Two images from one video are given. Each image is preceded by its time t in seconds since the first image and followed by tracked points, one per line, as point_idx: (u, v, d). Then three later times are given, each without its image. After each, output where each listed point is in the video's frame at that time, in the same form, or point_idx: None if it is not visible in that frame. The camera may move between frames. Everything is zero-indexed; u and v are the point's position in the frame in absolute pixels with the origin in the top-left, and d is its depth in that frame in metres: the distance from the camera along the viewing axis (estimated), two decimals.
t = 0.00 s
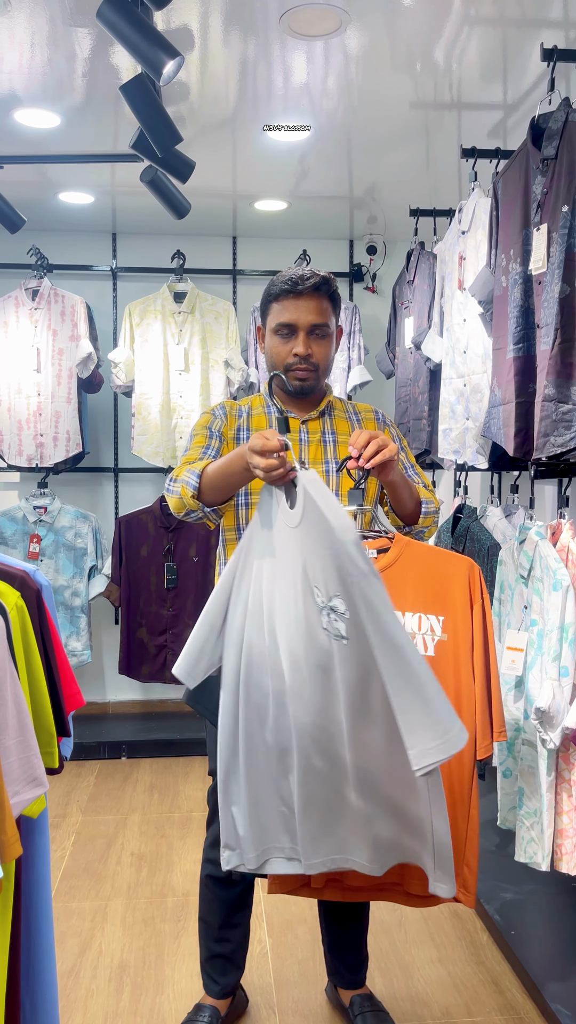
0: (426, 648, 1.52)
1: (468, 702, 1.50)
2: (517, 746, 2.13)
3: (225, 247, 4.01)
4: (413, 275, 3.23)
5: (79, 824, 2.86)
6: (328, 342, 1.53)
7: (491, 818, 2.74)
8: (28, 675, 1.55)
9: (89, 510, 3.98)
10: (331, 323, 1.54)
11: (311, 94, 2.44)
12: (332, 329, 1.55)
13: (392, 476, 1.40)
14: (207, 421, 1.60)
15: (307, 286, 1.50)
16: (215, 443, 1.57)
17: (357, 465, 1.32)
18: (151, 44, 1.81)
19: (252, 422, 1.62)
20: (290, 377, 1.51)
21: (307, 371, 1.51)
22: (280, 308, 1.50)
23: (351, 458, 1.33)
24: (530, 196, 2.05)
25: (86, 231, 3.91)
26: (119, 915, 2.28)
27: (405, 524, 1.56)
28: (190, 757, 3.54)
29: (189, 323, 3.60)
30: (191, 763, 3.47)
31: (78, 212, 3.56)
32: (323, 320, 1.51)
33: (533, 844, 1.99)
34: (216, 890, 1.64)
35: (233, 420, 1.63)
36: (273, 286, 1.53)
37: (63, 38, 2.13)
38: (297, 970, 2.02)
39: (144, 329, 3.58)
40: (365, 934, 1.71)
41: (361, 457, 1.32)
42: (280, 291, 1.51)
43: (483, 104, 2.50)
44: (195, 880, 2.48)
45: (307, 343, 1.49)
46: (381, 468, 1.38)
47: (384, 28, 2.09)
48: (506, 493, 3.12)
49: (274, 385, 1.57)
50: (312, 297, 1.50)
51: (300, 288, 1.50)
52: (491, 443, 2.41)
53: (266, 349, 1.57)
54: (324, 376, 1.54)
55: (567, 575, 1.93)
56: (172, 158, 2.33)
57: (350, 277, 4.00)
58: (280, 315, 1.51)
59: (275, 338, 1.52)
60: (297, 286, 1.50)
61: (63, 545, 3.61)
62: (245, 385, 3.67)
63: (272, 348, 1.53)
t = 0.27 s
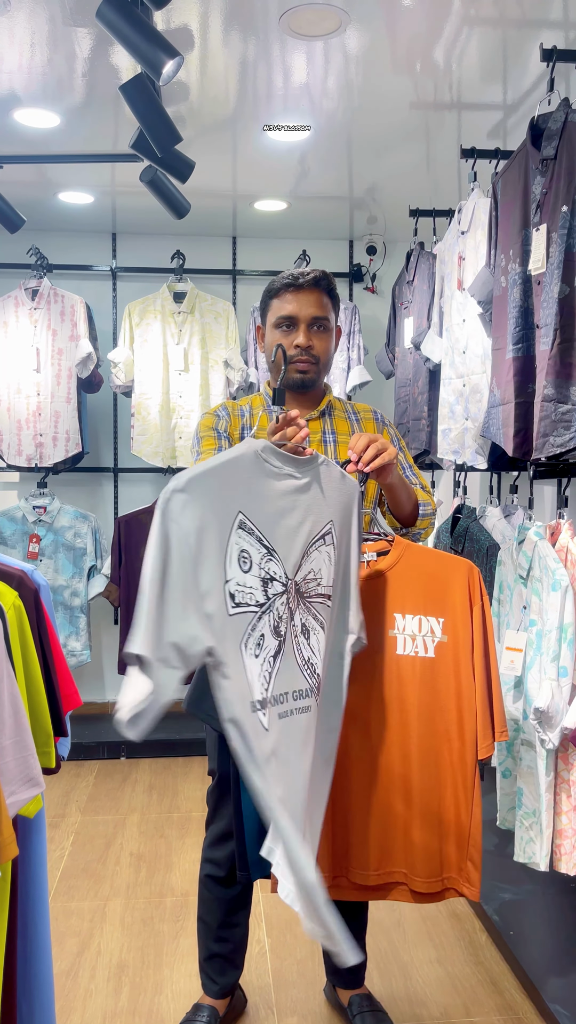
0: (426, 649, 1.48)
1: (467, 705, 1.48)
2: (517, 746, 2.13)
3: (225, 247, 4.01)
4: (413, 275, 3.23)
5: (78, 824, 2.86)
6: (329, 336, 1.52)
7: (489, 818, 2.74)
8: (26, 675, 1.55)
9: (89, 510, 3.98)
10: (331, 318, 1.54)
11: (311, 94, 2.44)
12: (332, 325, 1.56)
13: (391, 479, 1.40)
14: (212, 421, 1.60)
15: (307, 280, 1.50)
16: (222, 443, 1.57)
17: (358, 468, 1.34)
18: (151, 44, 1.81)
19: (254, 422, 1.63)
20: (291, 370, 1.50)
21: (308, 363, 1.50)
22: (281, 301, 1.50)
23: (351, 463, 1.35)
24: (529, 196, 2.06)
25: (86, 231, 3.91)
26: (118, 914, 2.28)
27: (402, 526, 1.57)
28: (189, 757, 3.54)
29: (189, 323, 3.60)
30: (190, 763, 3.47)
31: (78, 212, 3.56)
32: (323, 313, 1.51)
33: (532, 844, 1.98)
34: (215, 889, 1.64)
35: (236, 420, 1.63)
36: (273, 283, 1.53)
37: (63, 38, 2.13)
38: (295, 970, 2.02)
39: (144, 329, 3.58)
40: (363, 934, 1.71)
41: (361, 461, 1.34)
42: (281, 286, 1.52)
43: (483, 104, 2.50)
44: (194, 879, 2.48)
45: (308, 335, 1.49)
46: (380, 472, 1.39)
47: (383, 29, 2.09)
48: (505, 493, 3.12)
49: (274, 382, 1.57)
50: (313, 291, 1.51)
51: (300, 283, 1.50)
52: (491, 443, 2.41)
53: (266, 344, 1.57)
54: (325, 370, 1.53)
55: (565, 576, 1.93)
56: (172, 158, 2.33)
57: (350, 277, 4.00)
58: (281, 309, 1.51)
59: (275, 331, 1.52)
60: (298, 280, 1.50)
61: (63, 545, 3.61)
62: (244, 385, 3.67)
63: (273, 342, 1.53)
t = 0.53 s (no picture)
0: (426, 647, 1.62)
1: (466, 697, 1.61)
2: (516, 746, 2.14)
3: (225, 247, 4.01)
4: (412, 276, 3.23)
5: (77, 824, 2.86)
6: (329, 335, 1.53)
7: (488, 818, 2.75)
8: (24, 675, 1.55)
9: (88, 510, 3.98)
10: (331, 317, 1.54)
11: (311, 95, 2.44)
12: (333, 324, 1.56)
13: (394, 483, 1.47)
14: (213, 421, 1.60)
15: (308, 280, 1.51)
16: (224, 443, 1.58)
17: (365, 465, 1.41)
18: (151, 45, 1.82)
19: (255, 422, 1.64)
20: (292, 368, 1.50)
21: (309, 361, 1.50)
22: (282, 300, 1.51)
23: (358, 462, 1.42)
24: (528, 197, 2.06)
25: (85, 231, 3.91)
26: (116, 915, 2.28)
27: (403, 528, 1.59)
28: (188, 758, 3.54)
29: (188, 324, 3.60)
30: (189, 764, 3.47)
31: (78, 212, 3.56)
32: (324, 312, 1.52)
33: (532, 844, 1.99)
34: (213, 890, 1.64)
35: (237, 420, 1.63)
36: (274, 282, 1.54)
37: (63, 39, 2.13)
38: (294, 970, 2.02)
39: (143, 329, 3.58)
40: (362, 934, 1.71)
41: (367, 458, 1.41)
42: (282, 285, 1.52)
43: (482, 105, 2.50)
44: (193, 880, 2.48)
45: (309, 333, 1.50)
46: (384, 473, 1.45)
47: (383, 30, 2.09)
48: (504, 494, 3.12)
49: (275, 381, 1.57)
50: (313, 290, 1.51)
51: (301, 282, 1.51)
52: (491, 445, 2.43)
53: (267, 343, 1.57)
54: (326, 369, 1.53)
55: (564, 576, 1.94)
56: (171, 158, 2.33)
57: (350, 277, 4.00)
58: (282, 308, 1.51)
59: (276, 330, 1.53)
60: (298, 280, 1.51)
61: (62, 545, 3.61)
62: (244, 385, 3.67)
63: (274, 340, 1.53)
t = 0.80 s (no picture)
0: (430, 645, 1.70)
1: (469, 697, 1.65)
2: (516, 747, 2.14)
3: (224, 247, 4.01)
4: (412, 276, 3.23)
5: (76, 823, 2.86)
6: (330, 336, 1.53)
7: (486, 819, 2.75)
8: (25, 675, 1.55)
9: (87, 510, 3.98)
10: (332, 318, 1.54)
11: (310, 94, 2.44)
12: (333, 324, 1.56)
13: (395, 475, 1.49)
14: (213, 421, 1.60)
15: (308, 280, 1.51)
16: (225, 444, 1.58)
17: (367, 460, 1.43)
18: (151, 45, 1.82)
19: (255, 422, 1.63)
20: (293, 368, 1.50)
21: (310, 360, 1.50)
22: (283, 300, 1.51)
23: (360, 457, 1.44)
24: (528, 198, 2.06)
25: (85, 231, 3.91)
26: (115, 914, 2.28)
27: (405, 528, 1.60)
28: (187, 758, 3.54)
29: (188, 323, 3.60)
30: (188, 763, 3.47)
31: (77, 211, 3.56)
32: (325, 312, 1.52)
33: (530, 844, 1.97)
34: (213, 890, 1.64)
35: (238, 420, 1.63)
36: (275, 285, 1.54)
37: (63, 40, 2.13)
38: (293, 970, 2.02)
39: (142, 329, 3.58)
40: (360, 934, 1.71)
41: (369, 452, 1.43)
42: (283, 286, 1.52)
43: (481, 106, 2.50)
44: (192, 879, 2.48)
45: (310, 333, 1.49)
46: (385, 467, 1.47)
47: (382, 30, 2.09)
48: (503, 494, 3.12)
49: (277, 382, 1.57)
50: (314, 290, 1.51)
51: (301, 282, 1.51)
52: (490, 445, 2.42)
53: (268, 344, 1.57)
54: (327, 369, 1.53)
55: (563, 577, 1.94)
56: (171, 158, 2.33)
57: (349, 277, 4.00)
58: (283, 308, 1.51)
59: (278, 331, 1.53)
60: (299, 280, 1.51)
61: (61, 545, 3.61)
62: (243, 385, 3.67)
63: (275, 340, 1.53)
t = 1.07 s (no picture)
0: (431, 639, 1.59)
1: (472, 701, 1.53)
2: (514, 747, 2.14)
3: (224, 247, 4.01)
4: (411, 276, 3.23)
5: (75, 823, 2.86)
6: (330, 339, 1.53)
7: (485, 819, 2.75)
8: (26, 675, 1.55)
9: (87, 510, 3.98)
10: (332, 320, 1.54)
11: (310, 94, 2.44)
12: (334, 327, 1.56)
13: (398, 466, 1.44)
14: (213, 422, 1.62)
15: (309, 282, 1.50)
16: (225, 446, 1.61)
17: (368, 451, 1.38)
18: (150, 45, 1.82)
19: (255, 422, 1.63)
20: (293, 371, 1.51)
21: (310, 365, 1.50)
22: (284, 303, 1.50)
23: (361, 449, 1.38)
24: (527, 198, 2.06)
25: (84, 230, 3.90)
26: (114, 914, 2.28)
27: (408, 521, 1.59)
28: (186, 758, 3.54)
29: (187, 323, 3.60)
30: (187, 763, 3.47)
31: (77, 211, 3.56)
32: (325, 316, 1.51)
33: (528, 845, 1.98)
34: (212, 890, 1.64)
35: (237, 420, 1.63)
36: (275, 287, 1.54)
37: (63, 40, 2.13)
38: (292, 970, 2.02)
39: (142, 329, 3.58)
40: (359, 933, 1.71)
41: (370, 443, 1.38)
42: (283, 288, 1.51)
43: (481, 106, 2.50)
44: (191, 879, 2.48)
45: (310, 337, 1.50)
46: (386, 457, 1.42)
47: (382, 30, 2.09)
48: (503, 495, 3.13)
49: (276, 382, 1.57)
50: (315, 293, 1.51)
51: (302, 285, 1.50)
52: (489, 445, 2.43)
53: (268, 345, 1.57)
54: (327, 372, 1.55)
55: (562, 578, 1.94)
56: (170, 158, 2.33)
57: (349, 277, 4.00)
58: (283, 311, 1.51)
59: (278, 333, 1.53)
60: (300, 282, 1.50)
61: (60, 544, 3.61)
62: (243, 385, 3.67)
63: (275, 343, 1.53)
